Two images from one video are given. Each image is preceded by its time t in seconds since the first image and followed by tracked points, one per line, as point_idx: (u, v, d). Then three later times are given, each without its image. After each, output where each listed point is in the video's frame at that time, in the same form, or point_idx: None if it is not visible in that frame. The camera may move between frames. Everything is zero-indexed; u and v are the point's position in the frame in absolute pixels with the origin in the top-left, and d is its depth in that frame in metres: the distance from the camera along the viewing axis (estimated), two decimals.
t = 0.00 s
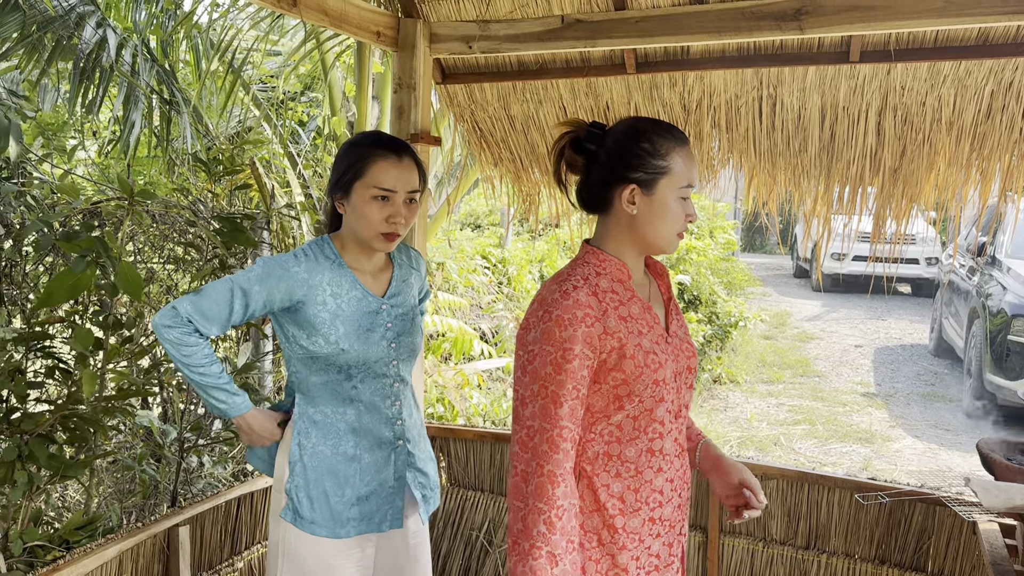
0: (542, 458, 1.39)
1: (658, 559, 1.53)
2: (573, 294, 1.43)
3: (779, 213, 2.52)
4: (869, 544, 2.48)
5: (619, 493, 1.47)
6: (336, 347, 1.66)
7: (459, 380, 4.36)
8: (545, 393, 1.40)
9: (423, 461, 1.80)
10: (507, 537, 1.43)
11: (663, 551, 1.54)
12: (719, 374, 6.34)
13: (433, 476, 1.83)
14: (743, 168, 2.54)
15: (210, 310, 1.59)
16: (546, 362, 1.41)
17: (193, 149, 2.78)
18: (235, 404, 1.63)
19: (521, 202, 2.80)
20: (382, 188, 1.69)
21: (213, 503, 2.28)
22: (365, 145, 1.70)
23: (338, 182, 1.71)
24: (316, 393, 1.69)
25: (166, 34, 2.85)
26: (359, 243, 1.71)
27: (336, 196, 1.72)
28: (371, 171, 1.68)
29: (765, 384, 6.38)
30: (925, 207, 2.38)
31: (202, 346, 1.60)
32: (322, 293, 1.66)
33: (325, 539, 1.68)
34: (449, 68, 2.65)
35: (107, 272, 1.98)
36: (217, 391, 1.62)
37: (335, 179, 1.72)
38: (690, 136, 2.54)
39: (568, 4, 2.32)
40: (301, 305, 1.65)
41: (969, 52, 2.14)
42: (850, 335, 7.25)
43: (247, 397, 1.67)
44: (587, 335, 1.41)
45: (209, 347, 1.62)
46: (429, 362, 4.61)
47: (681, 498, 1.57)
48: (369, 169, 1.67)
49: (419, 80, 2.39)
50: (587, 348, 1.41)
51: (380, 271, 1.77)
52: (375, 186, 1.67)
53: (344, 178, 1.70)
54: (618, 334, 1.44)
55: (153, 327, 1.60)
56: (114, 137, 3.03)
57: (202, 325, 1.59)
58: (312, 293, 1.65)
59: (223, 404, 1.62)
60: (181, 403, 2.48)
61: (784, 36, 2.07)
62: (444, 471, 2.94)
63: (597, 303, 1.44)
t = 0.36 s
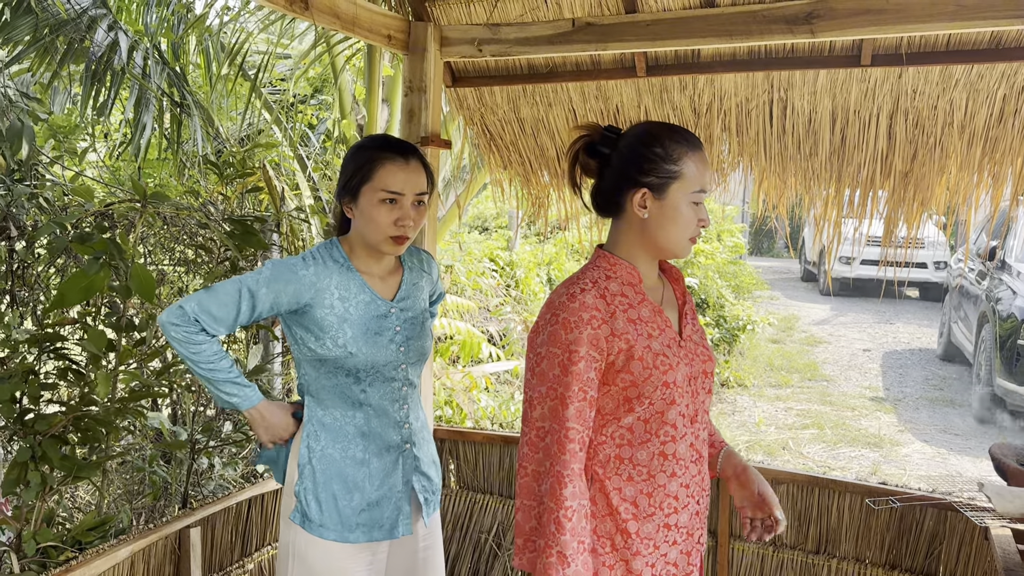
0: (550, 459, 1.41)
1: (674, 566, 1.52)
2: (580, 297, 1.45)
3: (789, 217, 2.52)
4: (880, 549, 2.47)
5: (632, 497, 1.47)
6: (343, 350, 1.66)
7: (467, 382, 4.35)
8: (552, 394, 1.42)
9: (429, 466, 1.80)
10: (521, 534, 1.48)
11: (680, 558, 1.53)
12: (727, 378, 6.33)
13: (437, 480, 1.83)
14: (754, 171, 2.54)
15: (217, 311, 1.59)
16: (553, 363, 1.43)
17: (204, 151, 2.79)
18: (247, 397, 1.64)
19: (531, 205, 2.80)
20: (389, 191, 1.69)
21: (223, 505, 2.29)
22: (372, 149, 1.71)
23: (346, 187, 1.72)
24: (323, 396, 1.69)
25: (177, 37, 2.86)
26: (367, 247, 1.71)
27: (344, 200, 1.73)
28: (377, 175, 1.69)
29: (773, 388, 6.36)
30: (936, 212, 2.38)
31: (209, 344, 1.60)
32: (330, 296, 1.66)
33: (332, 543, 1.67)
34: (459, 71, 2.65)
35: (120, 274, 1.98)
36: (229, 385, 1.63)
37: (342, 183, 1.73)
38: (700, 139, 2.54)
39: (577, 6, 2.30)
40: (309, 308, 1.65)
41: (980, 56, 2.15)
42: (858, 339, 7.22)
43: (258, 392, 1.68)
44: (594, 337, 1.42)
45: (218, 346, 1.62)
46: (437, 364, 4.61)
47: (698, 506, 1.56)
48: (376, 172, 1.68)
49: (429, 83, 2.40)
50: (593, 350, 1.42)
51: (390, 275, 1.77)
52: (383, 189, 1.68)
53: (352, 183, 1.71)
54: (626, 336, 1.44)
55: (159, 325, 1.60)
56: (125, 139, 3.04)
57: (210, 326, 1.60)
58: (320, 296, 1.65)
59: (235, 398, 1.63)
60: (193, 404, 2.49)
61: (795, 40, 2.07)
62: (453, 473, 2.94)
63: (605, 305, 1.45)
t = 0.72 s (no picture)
0: (547, 457, 1.42)
1: (678, 571, 1.51)
2: (581, 298, 1.46)
3: (793, 219, 2.52)
4: (883, 552, 2.46)
5: (633, 499, 1.47)
6: (340, 351, 1.67)
7: (472, 385, 4.36)
8: (549, 393, 1.43)
9: (429, 468, 1.80)
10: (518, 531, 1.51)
11: (684, 563, 1.52)
12: (733, 381, 6.31)
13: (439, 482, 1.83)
14: (757, 173, 2.53)
15: (214, 309, 1.61)
16: (552, 363, 1.44)
17: (209, 154, 2.80)
18: (246, 393, 1.68)
19: (535, 208, 2.80)
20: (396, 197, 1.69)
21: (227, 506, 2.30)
22: (373, 155, 1.69)
23: (348, 193, 1.70)
24: (321, 396, 1.70)
25: (183, 40, 2.88)
26: (372, 251, 1.72)
27: (347, 207, 1.71)
28: (385, 182, 1.68)
29: (780, 391, 6.34)
30: (940, 214, 2.37)
31: (208, 341, 1.63)
32: (328, 297, 1.67)
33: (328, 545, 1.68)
34: (463, 74, 2.65)
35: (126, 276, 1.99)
36: (226, 380, 1.67)
37: (344, 190, 1.70)
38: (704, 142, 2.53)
39: (581, 9, 2.28)
40: (305, 308, 1.66)
41: (985, 58, 2.14)
42: (865, 342, 7.20)
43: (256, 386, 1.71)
44: (593, 338, 1.44)
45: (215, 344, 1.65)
46: (442, 367, 4.62)
47: (702, 510, 1.56)
48: (384, 179, 1.68)
49: (433, 86, 2.41)
50: (592, 351, 1.43)
51: (390, 277, 1.77)
52: (393, 196, 1.68)
53: (356, 190, 1.69)
54: (626, 338, 1.45)
55: (157, 321, 1.63)
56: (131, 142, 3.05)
57: (207, 323, 1.62)
58: (318, 296, 1.66)
59: (233, 394, 1.67)
60: (197, 406, 2.51)
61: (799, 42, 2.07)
62: (457, 475, 2.94)
63: (605, 306, 1.46)
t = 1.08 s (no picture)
0: (553, 455, 1.43)
1: None
2: (589, 297, 1.46)
3: (800, 222, 2.51)
4: (892, 556, 2.45)
5: (633, 500, 1.47)
6: (354, 357, 1.66)
7: (478, 388, 4.36)
8: (556, 390, 1.44)
9: (431, 474, 1.81)
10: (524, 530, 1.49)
11: (684, 568, 1.50)
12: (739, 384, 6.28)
13: (439, 488, 1.83)
14: (764, 176, 2.53)
15: (235, 332, 1.58)
16: (558, 361, 1.44)
17: (216, 158, 2.81)
18: (264, 427, 1.63)
19: (541, 211, 2.80)
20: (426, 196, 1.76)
21: (234, 509, 2.30)
22: (399, 155, 1.74)
23: (377, 194, 1.72)
24: (332, 402, 1.69)
25: (190, 45, 2.88)
26: (394, 251, 1.75)
27: (375, 207, 1.73)
28: (418, 181, 1.74)
29: (786, 394, 6.32)
30: (948, 217, 2.36)
31: (226, 367, 1.59)
32: (344, 303, 1.67)
33: (328, 551, 1.66)
34: (469, 78, 2.66)
35: (133, 280, 1.99)
36: (242, 415, 1.62)
37: (373, 190, 1.72)
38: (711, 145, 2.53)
39: (587, 13, 2.31)
40: (323, 317, 1.65)
41: (992, 60, 2.13)
42: (871, 345, 7.17)
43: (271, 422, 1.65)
44: (599, 338, 1.44)
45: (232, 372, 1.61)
46: (448, 370, 4.61)
47: (704, 516, 1.53)
48: (417, 179, 1.74)
49: (439, 90, 2.41)
50: (598, 350, 1.44)
51: (403, 279, 1.80)
52: (426, 195, 1.75)
53: (387, 190, 1.72)
54: (632, 338, 1.45)
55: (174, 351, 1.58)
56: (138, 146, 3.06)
57: (227, 346, 1.58)
58: (332, 304, 1.65)
59: (249, 428, 1.62)
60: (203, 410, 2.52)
61: (805, 44, 2.06)
62: (463, 479, 2.94)
63: (613, 306, 1.47)
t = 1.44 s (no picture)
0: (548, 443, 1.44)
1: None
2: (604, 296, 1.47)
3: (801, 226, 2.51)
4: (895, 561, 2.44)
5: (622, 497, 1.48)
6: (368, 365, 1.65)
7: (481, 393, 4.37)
8: (558, 381, 1.45)
9: (433, 479, 1.81)
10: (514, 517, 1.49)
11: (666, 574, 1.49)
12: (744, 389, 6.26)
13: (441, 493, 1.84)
14: (765, 180, 2.53)
15: (262, 354, 1.52)
16: (566, 354, 1.46)
17: (220, 164, 2.82)
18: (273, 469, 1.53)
19: (543, 216, 2.81)
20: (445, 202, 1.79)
21: (235, 515, 2.31)
22: (423, 160, 1.77)
23: (402, 196, 1.72)
24: (343, 407, 1.68)
25: (194, 52, 2.90)
26: (414, 255, 1.77)
27: (400, 209, 1.72)
28: (441, 187, 1.77)
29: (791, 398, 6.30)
30: (949, 220, 2.35)
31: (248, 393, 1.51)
32: (361, 312, 1.66)
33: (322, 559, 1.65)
34: (471, 84, 2.67)
35: (135, 287, 2.00)
36: (254, 453, 1.52)
37: (399, 192, 1.72)
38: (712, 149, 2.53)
39: (587, 19, 2.32)
40: (341, 328, 1.63)
41: (992, 64, 2.13)
42: (877, 348, 7.15)
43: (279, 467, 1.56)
44: (607, 336, 1.45)
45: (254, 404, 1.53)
46: (451, 375, 4.62)
47: (694, 525, 1.52)
48: (440, 185, 1.77)
49: (441, 96, 2.42)
50: (604, 348, 1.44)
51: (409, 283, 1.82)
52: (446, 200, 1.77)
53: (414, 193, 1.73)
54: (640, 341, 1.45)
55: (197, 383, 1.48)
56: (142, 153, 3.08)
57: (253, 367, 1.51)
58: (349, 311, 1.64)
59: (258, 469, 1.51)
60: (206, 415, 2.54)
61: (804, 50, 2.07)
62: (466, 484, 2.94)
63: (626, 307, 1.47)
